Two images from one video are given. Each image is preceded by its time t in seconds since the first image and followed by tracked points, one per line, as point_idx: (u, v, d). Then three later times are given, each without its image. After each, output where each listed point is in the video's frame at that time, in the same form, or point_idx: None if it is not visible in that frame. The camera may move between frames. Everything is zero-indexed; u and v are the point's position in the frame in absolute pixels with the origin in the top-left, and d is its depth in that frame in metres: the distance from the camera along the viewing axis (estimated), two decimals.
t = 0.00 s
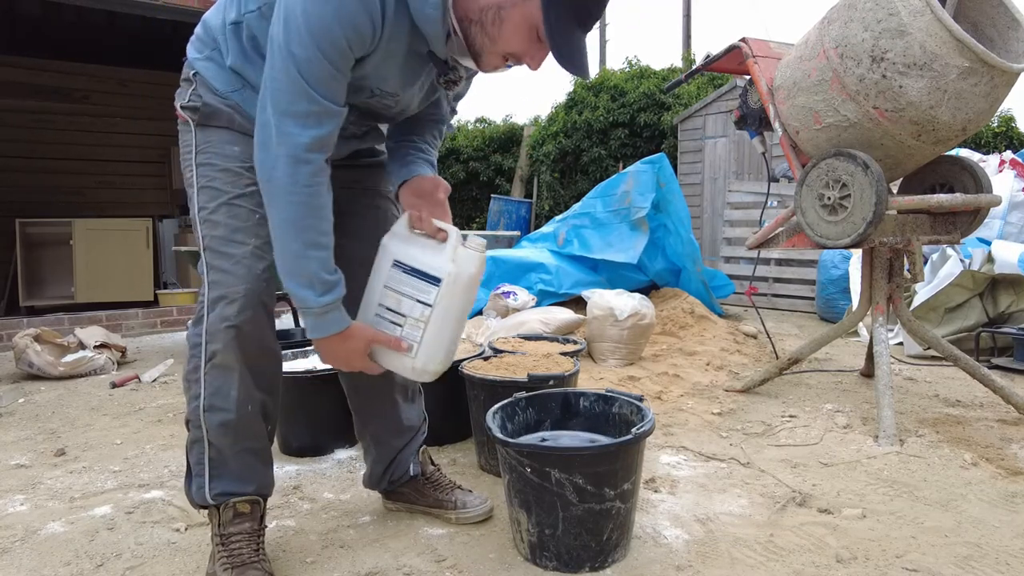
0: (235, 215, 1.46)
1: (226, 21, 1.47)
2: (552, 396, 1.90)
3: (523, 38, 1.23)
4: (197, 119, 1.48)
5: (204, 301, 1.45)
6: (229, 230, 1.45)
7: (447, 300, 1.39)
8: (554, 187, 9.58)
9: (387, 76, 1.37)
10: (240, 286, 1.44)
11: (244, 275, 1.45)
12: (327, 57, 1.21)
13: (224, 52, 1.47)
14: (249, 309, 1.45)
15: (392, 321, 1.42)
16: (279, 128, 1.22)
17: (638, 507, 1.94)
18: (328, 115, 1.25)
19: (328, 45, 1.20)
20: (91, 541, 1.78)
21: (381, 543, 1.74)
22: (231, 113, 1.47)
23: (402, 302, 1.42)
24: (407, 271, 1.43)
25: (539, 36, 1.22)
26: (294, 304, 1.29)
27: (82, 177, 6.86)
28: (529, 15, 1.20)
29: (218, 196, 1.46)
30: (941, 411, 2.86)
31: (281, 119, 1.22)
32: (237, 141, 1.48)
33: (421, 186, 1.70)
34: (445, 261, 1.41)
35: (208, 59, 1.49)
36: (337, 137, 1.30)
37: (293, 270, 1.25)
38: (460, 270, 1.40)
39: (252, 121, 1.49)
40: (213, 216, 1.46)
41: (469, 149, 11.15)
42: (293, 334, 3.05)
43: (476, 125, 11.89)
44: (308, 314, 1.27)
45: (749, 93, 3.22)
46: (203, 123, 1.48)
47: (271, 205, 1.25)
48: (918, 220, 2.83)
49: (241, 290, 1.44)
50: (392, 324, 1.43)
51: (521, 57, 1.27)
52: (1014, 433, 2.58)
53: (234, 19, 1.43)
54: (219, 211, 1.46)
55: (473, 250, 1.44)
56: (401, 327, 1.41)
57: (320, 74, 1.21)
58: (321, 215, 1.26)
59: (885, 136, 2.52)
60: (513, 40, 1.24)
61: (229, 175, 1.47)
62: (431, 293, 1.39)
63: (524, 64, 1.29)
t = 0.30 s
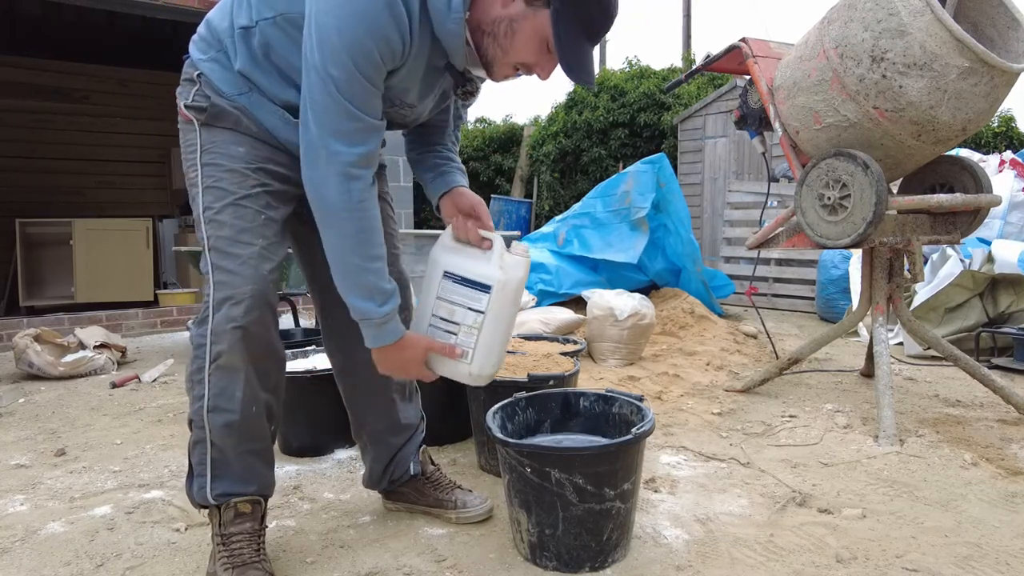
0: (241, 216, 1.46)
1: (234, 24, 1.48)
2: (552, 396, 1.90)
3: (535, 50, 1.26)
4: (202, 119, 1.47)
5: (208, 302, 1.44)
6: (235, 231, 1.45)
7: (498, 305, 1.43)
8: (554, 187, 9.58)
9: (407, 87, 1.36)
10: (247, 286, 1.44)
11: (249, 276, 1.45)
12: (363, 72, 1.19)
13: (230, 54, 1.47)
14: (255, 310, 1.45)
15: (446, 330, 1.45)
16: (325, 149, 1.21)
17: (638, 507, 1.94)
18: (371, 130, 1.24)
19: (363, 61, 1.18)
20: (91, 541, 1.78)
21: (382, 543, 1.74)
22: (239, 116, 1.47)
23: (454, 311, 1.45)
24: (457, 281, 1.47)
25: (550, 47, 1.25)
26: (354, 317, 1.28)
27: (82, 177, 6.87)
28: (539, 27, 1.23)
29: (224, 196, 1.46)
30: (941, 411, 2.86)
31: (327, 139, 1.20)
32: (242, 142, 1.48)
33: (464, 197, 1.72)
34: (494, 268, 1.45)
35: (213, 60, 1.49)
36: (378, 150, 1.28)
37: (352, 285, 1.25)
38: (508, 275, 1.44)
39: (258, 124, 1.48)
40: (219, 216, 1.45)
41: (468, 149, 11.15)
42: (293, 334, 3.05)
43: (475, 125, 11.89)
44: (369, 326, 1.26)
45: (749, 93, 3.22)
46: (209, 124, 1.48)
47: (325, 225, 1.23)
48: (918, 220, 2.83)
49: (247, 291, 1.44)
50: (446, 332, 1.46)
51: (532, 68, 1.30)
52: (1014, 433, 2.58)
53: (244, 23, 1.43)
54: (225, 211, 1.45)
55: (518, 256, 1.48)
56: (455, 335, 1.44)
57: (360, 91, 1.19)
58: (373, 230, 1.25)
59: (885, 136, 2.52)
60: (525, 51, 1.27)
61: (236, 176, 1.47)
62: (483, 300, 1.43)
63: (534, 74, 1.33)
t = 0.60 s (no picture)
0: (249, 216, 1.46)
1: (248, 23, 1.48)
2: (552, 396, 1.90)
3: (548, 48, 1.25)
4: (213, 118, 1.47)
5: (214, 301, 1.44)
6: (243, 231, 1.46)
7: (492, 309, 1.42)
8: (554, 187, 9.58)
9: (420, 89, 1.36)
10: (254, 286, 1.45)
11: (255, 276, 1.45)
12: (375, 70, 1.19)
13: (243, 52, 1.47)
14: (261, 310, 1.46)
15: (441, 331, 1.46)
16: (330, 143, 1.20)
17: (638, 507, 1.94)
18: (376, 127, 1.24)
19: (376, 60, 1.18)
20: (91, 541, 1.78)
21: (382, 543, 1.74)
22: (250, 116, 1.47)
23: (448, 313, 1.45)
24: (451, 283, 1.47)
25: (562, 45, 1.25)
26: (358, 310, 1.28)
27: (82, 177, 6.87)
28: (551, 24, 1.23)
29: (232, 196, 1.46)
30: (941, 411, 2.86)
31: (333, 134, 1.20)
32: (253, 142, 1.48)
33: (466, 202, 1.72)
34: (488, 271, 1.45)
35: (225, 58, 1.49)
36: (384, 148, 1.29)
37: (357, 277, 1.24)
38: (503, 279, 1.44)
39: (269, 124, 1.48)
40: (227, 215, 1.46)
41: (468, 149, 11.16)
42: (293, 334, 3.05)
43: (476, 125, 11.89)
44: (377, 318, 1.26)
45: (749, 93, 3.22)
46: (219, 123, 1.47)
47: (326, 218, 1.23)
48: (918, 220, 2.83)
49: (254, 291, 1.45)
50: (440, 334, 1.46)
51: (545, 67, 1.30)
52: (1014, 433, 2.58)
53: (257, 22, 1.43)
54: (233, 211, 1.46)
55: (514, 260, 1.48)
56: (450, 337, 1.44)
57: (370, 89, 1.19)
58: (377, 227, 1.25)
59: (885, 136, 2.52)
60: (537, 50, 1.26)
61: (244, 176, 1.47)
62: (476, 302, 1.43)
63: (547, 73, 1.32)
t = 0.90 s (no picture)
0: (254, 215, 1.47)
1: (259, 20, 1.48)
2: (552, 396, 1.90)
3: (523, 16, 1.18)
4: (221, 115, 1.48)
5: (217, 299, 1.44)
6: (248, 230, 1.46)
7: (452, 322, 1.38)
8: (554, 187, 9.59)
9: (418, 91, 1.37)
10: (256, 285, 1.45)
11: (259, 275, 1.46)
12: (372, 69, 1.19)
13: (253, 50, 1.47)
14: (264, 308, 1.46)
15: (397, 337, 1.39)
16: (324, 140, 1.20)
17: (638, 507, 1.94)
18: (373, 127, 1.23)
19: (374, 58, 1.18)
20: (91, 541, 1.78)
21: (382, 543, 1.74)
22: (258, 114, 1.48)
23: (405, 319, 1.39)
24: (415, 289, 1.41)
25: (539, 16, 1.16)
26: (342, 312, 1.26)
27: (82, 177, 6.86)
28: None
29: (237, 195, 1.47)
30: (941, 411, 2.86)
31: (327, 131, 1.19)
32: (259, 141, 1.49)
33: (451, 211, 1.70)
34: (456, 283, 1.41)
35: (236, 55, 1.49)
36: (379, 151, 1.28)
37: (344, 278, 1.23)
38: (469, 294, 1.40)
39: (275, 123, 1.49)
40: (231, 214, 1.46)
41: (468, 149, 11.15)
42: (293, 334, 3.05)
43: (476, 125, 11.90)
44: (363, 321, 1.24)
45: (749, 93, 3.22)
46: (227, 121, 1.48)
47: (316, 215, 1.22)
48: (918, 220, 2.83)
49: (257, 289, 1.45)
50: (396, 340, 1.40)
51: (520, 42, 1.21)
52: (1014, 433, 2.58)
53: (268, 19, 1.42)
54: (238, 210, 1.46)
55: (483, 276, 1.44)
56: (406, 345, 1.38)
57: (367, 88, 1.19)
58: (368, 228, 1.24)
59: (885, 136, 2.52)
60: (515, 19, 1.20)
61: (250, 175, 1.47)
62: (437, 313, 1.38)
63: (524, 56, 1.23)
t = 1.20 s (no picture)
0: (253, 215, 1.47)
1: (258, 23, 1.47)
2: (552, 396, 1.90)
3: (531, 40, 1.18)
4: (223, 117, 1.48)
5: (217, 299, 1.44)
6: (248, 229, 1.46)
7: (445, 323, 1.41)
8: (554, 187, 9.58)
9: (418, 93, 1.36)
10: (256, 285, 1.45)
11: (259, 275, 1.46)
12: (372, 72, 1.18)
13: (253, 52, 1.46)
14: (264, 308, 1.46)
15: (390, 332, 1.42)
16: (328, 148, 1.19)
17: (638, 507, 1.94)
18: (375, 130, 1.23)
19: (372, 62, 1.17)
20: (91, 541, 1.78)
21: (381, 543, 1.74)
22: (259, 116, 1.48)
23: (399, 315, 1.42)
24: (412, 287, 1.44)
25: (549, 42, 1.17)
26: (349, 327, 1.25)
27: (82, 177, 6.86)
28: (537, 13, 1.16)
29: (238, 195, 1.47)
30: (941, 411, 2.86)
31: (331, 138, 1.18)
32: (260, 142, 1.49)
33: (451, 207, 1.71)
34: (453, 285, 1.44)
35: (238, 57, 1.49)
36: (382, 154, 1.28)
37: (353, 292, 1.23)
38: (465, 298, 1.44)
39: (276, 123, 1.49)
40: (231, 214, 1.46)
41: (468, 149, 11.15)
42: (293, 334, 3.04)
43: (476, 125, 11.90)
44: (371, 337, 1.25)
45: (749, 93, 3.22)
46: (229, 122, 1.49)
47: (323, 224, 1.21)
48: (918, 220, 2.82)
49: (256, 289, 1.45)
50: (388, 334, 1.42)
51: (530, 64, 1.22)
52: (1014, 433, 2.58)
53: (267, 22, 1.40)
54: (238, 209, 1.46)
55: (481, 281, 1.47)
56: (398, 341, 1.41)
57: (368, 92, 1.19)
58: (375, 234, 1.24)
59: (885, 136, 2.52)
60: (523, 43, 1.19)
61: (250, 175, 1.47)
62: (431, 312, 1.41)
63: (533, 74, 1.24)
